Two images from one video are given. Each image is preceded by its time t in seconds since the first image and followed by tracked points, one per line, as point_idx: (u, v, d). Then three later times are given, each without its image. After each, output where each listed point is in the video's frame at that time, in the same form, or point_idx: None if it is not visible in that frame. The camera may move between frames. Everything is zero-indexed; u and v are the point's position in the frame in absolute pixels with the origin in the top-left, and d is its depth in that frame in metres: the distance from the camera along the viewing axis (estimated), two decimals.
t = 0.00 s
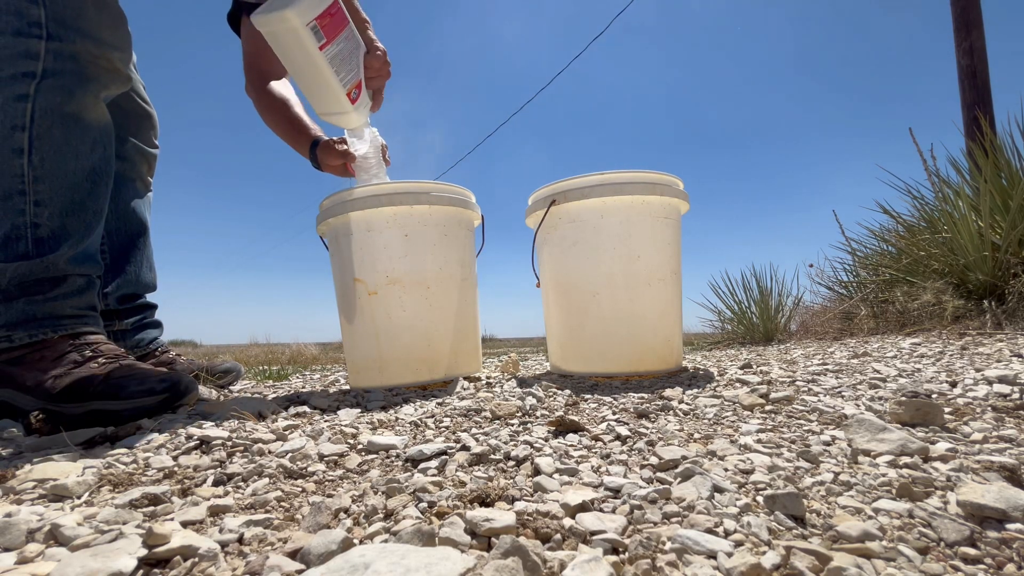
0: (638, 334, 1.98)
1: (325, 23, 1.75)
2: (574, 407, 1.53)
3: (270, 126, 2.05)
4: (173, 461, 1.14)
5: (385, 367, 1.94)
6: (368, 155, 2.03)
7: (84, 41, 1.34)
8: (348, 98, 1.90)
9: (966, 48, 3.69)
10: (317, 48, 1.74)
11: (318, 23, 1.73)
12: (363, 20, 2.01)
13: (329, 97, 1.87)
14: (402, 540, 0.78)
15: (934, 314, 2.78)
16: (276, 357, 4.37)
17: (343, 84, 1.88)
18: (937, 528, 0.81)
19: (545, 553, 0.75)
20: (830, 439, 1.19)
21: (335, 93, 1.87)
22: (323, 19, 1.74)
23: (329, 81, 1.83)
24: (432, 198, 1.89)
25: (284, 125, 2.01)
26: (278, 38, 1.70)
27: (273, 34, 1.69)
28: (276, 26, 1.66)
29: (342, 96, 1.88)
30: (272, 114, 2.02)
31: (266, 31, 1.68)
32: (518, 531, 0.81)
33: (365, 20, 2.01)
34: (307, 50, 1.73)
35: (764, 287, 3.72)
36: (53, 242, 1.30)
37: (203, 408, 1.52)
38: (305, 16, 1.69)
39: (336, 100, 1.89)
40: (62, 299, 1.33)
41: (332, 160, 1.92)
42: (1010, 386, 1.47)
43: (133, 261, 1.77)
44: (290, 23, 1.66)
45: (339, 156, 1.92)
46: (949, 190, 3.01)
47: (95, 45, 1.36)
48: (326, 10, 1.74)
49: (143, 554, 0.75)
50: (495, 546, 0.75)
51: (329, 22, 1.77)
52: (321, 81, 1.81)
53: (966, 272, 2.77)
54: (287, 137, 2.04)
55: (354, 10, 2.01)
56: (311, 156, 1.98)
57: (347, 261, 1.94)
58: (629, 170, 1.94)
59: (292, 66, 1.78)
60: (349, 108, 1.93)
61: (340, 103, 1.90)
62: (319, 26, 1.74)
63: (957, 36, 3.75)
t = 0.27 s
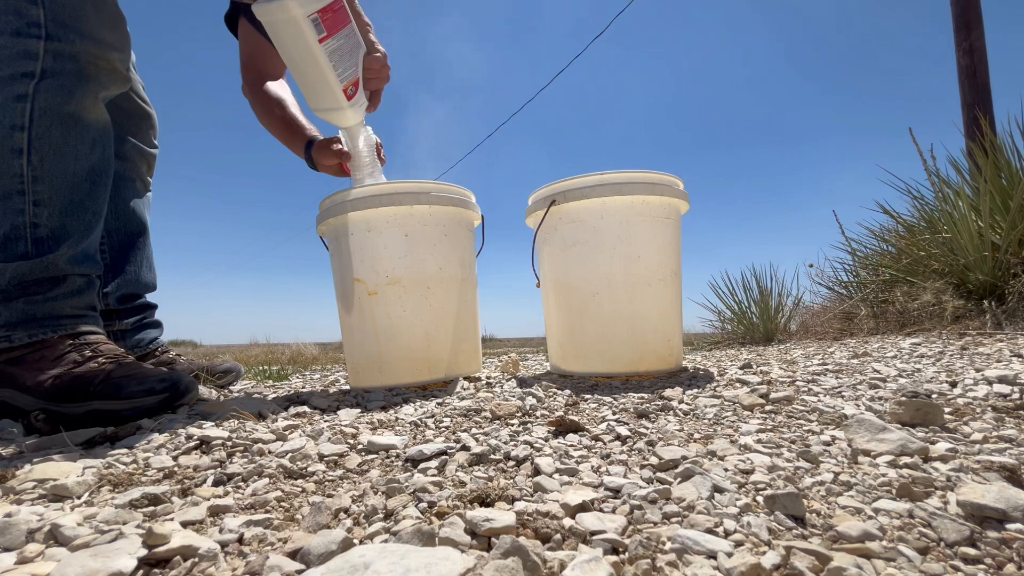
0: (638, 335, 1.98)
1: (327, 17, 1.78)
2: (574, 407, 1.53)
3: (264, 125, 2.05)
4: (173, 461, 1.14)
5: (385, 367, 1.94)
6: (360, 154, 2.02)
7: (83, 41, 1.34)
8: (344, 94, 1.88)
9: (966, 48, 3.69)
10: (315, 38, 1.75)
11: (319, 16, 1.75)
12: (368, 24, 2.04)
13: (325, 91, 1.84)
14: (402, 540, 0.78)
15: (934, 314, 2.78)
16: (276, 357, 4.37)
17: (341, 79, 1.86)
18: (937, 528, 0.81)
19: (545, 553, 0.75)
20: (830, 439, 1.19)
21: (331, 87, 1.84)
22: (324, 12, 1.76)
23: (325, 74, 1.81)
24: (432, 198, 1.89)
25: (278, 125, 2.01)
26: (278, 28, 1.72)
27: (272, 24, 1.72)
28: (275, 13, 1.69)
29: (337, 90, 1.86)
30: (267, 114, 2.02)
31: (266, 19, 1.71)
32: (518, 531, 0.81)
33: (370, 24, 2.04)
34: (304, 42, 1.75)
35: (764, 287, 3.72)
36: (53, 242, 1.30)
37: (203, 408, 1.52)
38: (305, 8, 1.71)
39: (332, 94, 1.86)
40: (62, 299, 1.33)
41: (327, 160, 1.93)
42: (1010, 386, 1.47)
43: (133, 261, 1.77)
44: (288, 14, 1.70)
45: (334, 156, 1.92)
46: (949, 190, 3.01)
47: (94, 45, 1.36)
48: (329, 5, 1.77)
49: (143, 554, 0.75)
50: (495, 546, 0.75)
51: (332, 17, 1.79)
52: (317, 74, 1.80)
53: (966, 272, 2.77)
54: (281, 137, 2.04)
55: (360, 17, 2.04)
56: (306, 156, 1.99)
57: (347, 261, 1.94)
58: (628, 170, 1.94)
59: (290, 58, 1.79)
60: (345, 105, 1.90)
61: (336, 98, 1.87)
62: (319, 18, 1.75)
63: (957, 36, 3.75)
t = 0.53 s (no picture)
0: (638, 334, 1.98)
1: (329, 15, 1.78)
2: (574, 407, 1.54)
3: (263, 126, 2.05)
4: (173, 461, 1.14)
5: (385, 367, 1.94)
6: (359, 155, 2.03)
7: (83, 42, 1.34)
8: (344, 92, 1.87)
9: (966, 48, 3.69)
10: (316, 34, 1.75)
11: (321, 14, 1.75)
12: (369, 25, 2.05)
13: (325, 89, 1.84)
14: (402, 540, 0.78)
15: (934, 314, 2.78)
16: (276, 357, 4.37)
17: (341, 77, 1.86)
18: (937, 528, 0.81)
19: (545, 553, 0.75)
20: (831, 439, 1.19)
21: (332, 85, 1.84)
22: (326, 10, 1.77)
23: (327, 72, 1.81)
24: (432, 198, 1.90)
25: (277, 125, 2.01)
26: (279, 24, 1.72)
27: (274, 20, 1.71)
28: (277, 8, 1.69)
29: (338, 88, 1.85)
30: (266, 114, 2.02)
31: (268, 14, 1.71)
32: (518, 531, 0.81)
33: (371, 25, 2.05)
34: (306, 39, 1.75)
35: (764, 287, 3.72)
36: (53, 242, 1.30)
37: (203, 408, 1.52)
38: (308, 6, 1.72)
39: (332, 92, 1.85)
40: (62, 299, 1.33)
41: (325, 161, 1.92)
42: (1010, 386, 1.47)
43: (133, 261, 1.77)
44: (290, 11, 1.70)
45: (332, 156, 1.91)
46: (949, 190, 3.01)
47: (94, 46, 1.36)
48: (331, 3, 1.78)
49: (143, 554, 0.75)
50: (495, 546, 0.75)
51: (334, 15, 1.80)
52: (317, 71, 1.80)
53: (966, 272, 2.77)
54: (280, 138, 2.04)
55: (362, 17, 2.04)
56: (304, 156, 1.98)
57: (347, 261, 1.94)
58: (629, 170, 1.94)
59: (290, 53, 1.78)
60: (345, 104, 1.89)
61: (337, 95, 1.86)
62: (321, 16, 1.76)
63: (957, 36, 3.75)
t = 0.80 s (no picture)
0: (638, 334, 1.98)
1: (331, 14, 1.79)
2: (574, 407, 1.54)
3: (263, 126, 2.05)
4: (173, 461, 1.14)
5: (385, 367, 1.94)
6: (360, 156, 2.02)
7: (85, 43, 1.34)
8: (345, 91, 1.87)
9: (966, 48, 3.69)
10: (318, 31, 1.75)
11: (324, 12, 1.76)
12: (370, 26, 2.05)
13: (326, 87, 1.84)
14: (402, 540, 0.78)
15: (934, 314, 2.78)
16: (276, 357, 4.37)
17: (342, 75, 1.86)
18: (937, 528, 0.81)
19: (545, 553, 0.75)
20: (830, 439, 1.19)
21: (333, 83, 1.84)
22: (329, 9, 1.77)
23: (328, 70, 1.81)
24: (432, 198, 1.90)
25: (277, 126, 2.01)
26: (281, 21, 1.73)
27: (277, 17, 1.72)
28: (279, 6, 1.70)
29: (339, 87, 1.85)
30: (266, 115, 2.02)
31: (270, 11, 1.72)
32: (518, 531, 0.81)
33: (372, 26, 2.05)
34: (308, 37, 1.75)
35: (764, 287, 3.72)
36: (53, 242, 1.30)
37: (202, 408, 1.52)
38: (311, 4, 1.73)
39: (333, 91, 1.85)
40: (62, 299, 1.33)
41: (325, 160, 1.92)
42: (1010, 387, 1.47)
43: (133, 261, 1.77)
44: (293, 8, 1.71)
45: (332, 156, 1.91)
46: (949, 190, 3.01)
47: (95, 47, 1.36)
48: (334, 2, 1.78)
49: (143, 554, 0.75)
50: (495, 546, 0.75)
51: (337, 14, 1.80)
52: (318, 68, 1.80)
53: (966, 272, 2.77)
54: (281, 138, 2.04)
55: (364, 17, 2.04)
56: (305, 156, 1.98)
57: (347, 261, 1.94)
58: (629, 170, 1.94)
59: (292, 51, 1.78)
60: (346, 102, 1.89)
61: (338, 94, 1.86)
62: (324, 14, 1.76)
63: (957, 36, 3.75)
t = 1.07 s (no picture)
0: (638, 334, 1.98)
1: (335, 11, 1.80)
2: (574, 407, 1.54)
3: (263, 126, 2.05)
4: (173, 461, 1.14)
5: (385, 367, 1.94)
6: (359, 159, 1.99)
7: (85, 42, 1.34)
8: (347, 89, 1.86)
9: (966, 48, 3.69)
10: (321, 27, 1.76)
11: (327, 9, 1.77)
12: (372, 25, 2.05)
13: (328, 84, 1.83)
14: (402, 540, 0.78)
15: (934, 314, 2.78)
16: (275, 357, 4.38)
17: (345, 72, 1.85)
18: (937, 528, 0.81)
19: (545, 553, 0.75)
20: (831, 439, 1.19)
21: (335, 80, 1.83)
22: (332, 6, 1.78)
23: (330, 66, 1.81)
24: (432, 198, 1.89)
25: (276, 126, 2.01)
26: (285, 17, 1.73)
27: (281, 13, 1.73)
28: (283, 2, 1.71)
29: (341, 83, 1.85)
30: (266, 115, 2.02)
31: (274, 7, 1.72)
32: (518, 531, 0.81)
33: (374, 25, 2.05)
34: (311, 33, 1.76)
35: (764, 287, 3.72)
36: (53, 242, 1.30)
37: (202, 408, 1.52)
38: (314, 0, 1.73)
39: (335, 88, 1.85)
40: (62, 299, 1.33)
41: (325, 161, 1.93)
42: (1010, 386, 1.47)
43: (133, 261, 1.77)
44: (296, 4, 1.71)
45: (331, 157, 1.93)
46: (949, 190, 3.01)
47: (96, 47, 1.36)
48: None
49: (143, 554, 0.75)
50: (495, 546, 0.75)
51: (339, 11, 1.81)
52: (321, 64, 1.80)
53: (966, 272, 2.77)
54: (280, 138, 2.04)
55: (366, 17, 2.04)
56: (304, 157, 1.98)
57: (347, 261, 1.94)
58: (629, 170, 1.94)
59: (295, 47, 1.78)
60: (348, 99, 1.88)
61: (340, 91, 1.85)
62: (327, 11, 1.77)
63: (956, 36, 3.75)
